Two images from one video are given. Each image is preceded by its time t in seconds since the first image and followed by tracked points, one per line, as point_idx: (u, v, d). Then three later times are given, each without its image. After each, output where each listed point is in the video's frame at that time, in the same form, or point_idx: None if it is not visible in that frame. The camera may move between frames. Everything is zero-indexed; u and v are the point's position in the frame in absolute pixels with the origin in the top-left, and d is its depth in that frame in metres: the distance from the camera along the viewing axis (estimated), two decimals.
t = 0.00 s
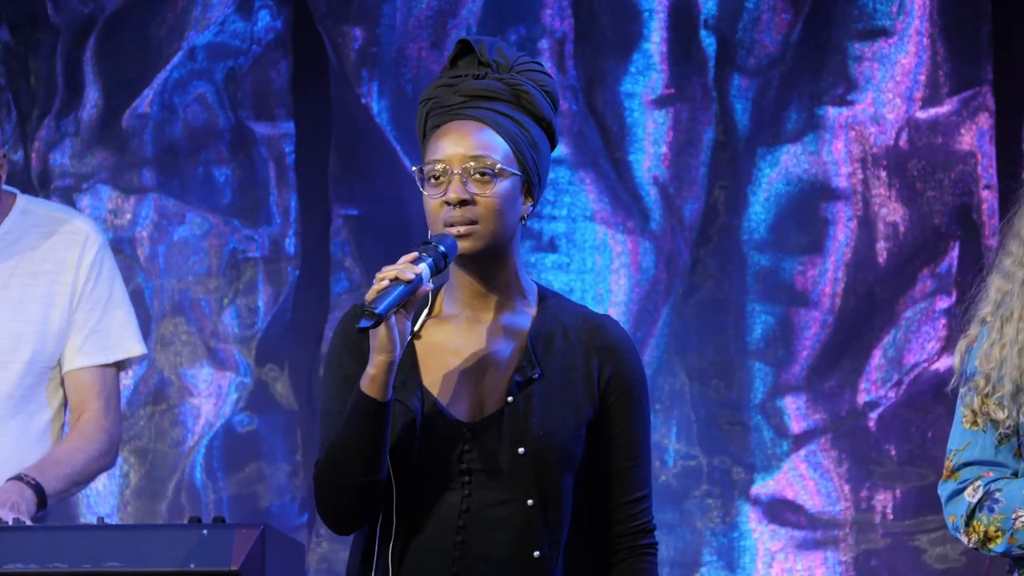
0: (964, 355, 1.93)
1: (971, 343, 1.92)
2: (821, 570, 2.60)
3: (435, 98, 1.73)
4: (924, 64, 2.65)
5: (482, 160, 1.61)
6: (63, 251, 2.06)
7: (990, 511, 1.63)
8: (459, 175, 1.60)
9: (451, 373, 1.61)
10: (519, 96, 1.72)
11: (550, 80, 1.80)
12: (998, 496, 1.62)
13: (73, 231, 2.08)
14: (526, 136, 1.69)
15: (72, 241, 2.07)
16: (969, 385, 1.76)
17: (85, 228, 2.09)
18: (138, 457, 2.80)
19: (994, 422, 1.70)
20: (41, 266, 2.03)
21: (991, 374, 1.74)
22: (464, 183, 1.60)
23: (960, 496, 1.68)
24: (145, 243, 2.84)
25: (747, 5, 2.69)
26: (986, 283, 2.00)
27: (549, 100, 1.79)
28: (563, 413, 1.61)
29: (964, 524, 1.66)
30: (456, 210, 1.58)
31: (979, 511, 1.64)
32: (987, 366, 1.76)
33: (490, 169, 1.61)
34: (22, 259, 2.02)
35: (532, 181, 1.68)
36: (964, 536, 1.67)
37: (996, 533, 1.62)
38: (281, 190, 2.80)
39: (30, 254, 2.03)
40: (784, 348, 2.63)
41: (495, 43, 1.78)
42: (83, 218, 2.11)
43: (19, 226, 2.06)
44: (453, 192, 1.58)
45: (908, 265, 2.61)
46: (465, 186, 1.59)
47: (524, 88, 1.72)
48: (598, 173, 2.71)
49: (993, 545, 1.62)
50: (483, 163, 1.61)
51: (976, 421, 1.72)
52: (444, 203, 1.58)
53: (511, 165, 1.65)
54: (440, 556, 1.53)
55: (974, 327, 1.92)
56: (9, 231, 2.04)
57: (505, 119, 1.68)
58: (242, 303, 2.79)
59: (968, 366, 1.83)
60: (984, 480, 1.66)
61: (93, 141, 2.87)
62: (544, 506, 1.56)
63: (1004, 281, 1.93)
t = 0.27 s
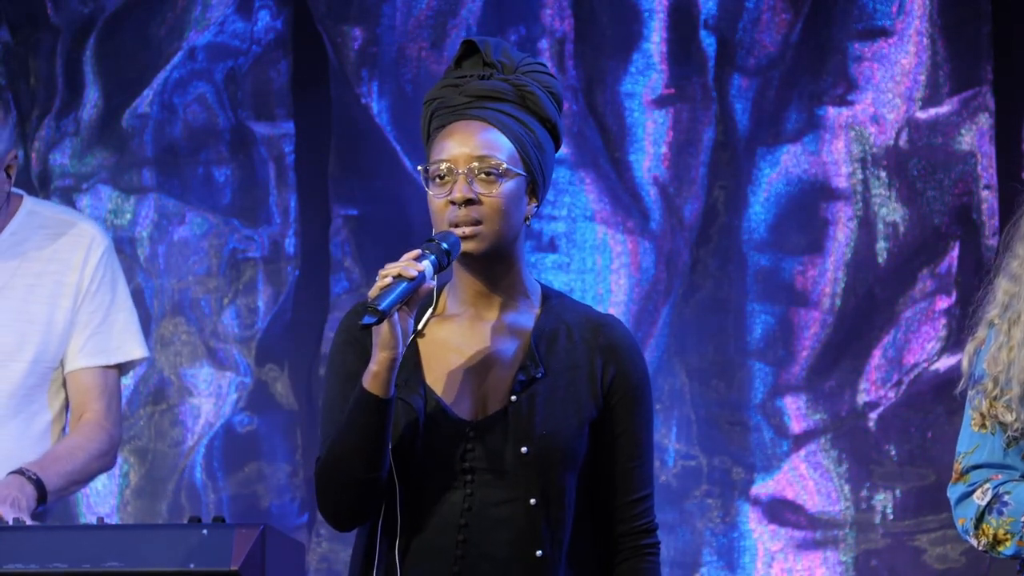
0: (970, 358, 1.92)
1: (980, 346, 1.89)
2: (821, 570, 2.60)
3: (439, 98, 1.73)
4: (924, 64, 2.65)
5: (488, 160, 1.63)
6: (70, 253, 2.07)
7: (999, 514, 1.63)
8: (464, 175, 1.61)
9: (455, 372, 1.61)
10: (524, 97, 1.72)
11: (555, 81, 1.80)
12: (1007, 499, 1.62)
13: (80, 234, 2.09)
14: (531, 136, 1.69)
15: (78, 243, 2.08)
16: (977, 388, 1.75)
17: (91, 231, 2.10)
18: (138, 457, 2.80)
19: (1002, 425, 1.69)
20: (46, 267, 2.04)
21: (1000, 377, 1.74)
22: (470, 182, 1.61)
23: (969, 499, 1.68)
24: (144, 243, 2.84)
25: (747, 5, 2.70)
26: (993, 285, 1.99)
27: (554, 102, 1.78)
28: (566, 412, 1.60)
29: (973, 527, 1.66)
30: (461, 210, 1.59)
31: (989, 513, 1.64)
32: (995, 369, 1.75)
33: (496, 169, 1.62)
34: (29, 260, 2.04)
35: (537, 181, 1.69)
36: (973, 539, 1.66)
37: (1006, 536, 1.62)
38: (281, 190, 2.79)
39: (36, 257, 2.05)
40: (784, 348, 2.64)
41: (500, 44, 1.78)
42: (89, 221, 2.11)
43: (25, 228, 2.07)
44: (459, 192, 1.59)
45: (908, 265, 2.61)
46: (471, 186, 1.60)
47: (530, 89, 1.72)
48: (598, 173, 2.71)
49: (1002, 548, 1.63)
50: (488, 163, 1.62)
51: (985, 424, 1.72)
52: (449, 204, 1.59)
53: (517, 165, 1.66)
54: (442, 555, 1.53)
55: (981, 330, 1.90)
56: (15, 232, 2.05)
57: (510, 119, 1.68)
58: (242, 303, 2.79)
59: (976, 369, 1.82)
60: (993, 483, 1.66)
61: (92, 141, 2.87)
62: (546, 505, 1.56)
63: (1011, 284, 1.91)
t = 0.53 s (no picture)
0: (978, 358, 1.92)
1: (986, 346, 1.90)
2: (821, 570, 2.60)
3: (441, 99, 1.74)
4: (924, 65, 2.65)
5: (480, 157, 1.61)
6: (70, 254, 2.07)
7: (1008, 514, 1.64)
8: (456, 172, 1.59)
9: (453, 371, 1.61)
10: (525, 97, 1.72)
11: (560, 82, 1.80)
12: (1016, 500, 1.63)
13: (80, 234, 2.09)
14: (528, 135, 1.68)
15: (79, 244, 2.08)
16: (985, 388, 1.74)
17: (92, 232, 2.10)
18: (138, 457, 2.80)
19: (1010, 426, 1.68)
20: (48, 267, 2.04)
21: (1007, 378, 1.72)
22: (462, 180, 1.59)
23: (978, 499, 1.69)
24: (145, 243, 2.84)
25: (747, 5, 2.70)
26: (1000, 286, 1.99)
27: (558, 102, 1.78)
28: (564, 411, 1.60)
29: (982, 527, 1.66)
30: (452, 207, 1.57)
31: (998, 514, 1.65)
32: (1003, 370, 1.74)
33: (488, 166, 1.60)
34: (29, 260, 2.04)
35: (533, 180, 1.67)
36: (982, 539, 1.67)
37: (1014, 537, 1.62)
38: (281, 190, 2.79)
39: (38, 259, 2.05)
40: (784, 348, 2.64)
41: (505, 46, 1.79)
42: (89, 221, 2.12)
43: (26, 228, 2.07)
44: (450, 189, 1.57)
45: (908, 265, 2.61)
46: (462, 182, 1.58)
47: (530, 89, 1.72)
48: (598, 173, 2.71)
49: (1011, 549, 1.63)
50: (481, 160, 1.60)
51: (993, 424, 1.71)
52: (441, 201, 1.58)
53: (512, 163, 1.64)
54: (439, 554, 1.52)
55: (989, 330, 1.90)
56: (16, 232, 2.05)
57: (509, 118, 1.67)
58: (242, 303, 2.79)
59: (983, 368, 1.81)
60: (1001, 483, 1.66)
61: (92, 141, 2.87)
62: (545, 505, 1.55)
63: (1018, 284, 1.91)
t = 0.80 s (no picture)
0: (981, 361, 1.92)
1: (988, 349, 1.90)
2: (821, 570, 2.60)
3: (443, 101, 1.75)
4: (924, 65, 2.65)
5: (471, 150, 1.61)
6: (65, 249, 2.08)
7: (1015, 517, 1.63)
8: (448, 164, 1.60)
9: (450, 370, 1.62)
10: (524, 98, 1.72)
11: (563, 86, 1.80)
12: None
13: (76, 229, 2.10)
14: (525, 134, 1.68)
15: (74, 240, 2.09)
16: (989, 392, 1.74)
17: (88, 227, 2.12)
18: (138, 457, 2.80)
19: (1015, 428, 1.68)
20: (45, 264, 2.05)
21: (1012, 381, 1.72)
22: (453, 172, 1.59)
23: (984, 503, 1.67)
24: (145, 243, 2.84)
25: (747, 5, 2.70)
26: (1000, 289, 1.99)
27: (560, 106, 1.79)
28: (562, 413, 1.59)
29: (989, 531, 1.65)
30: (443, 198, 1.57)
31: (1004, 517, 1.64)
32: (1006, 373, 1.74)
33: (479, 159, 1.60)
34: (25, 258, 2.04)
35: (528, 178, 1.66)
36: (989, 543, 1.66)
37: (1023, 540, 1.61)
38: (281, 190, 2.79)
39: (33, 257, 2.04)
40: (784, 348, 2.64)
41: (509, 52, 1.80)
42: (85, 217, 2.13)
43: (22, 226, 2.07)
44: (441, 180, 1.58)
45: (908, 265, 2.61)
46: (453, 175, 1.59)
47: (530, 90, 1.72)
48: (598, 173, 2.71)
49: (1018, 551, 1.62)
50: (472, 153, 1.61)
51: (997, 428, 1.70)
52: (433, 193, 1.58)
53: (505, 159, 1.63)
54: (436, 554, 1.51)
55: (992, 332, 1.90)
56: (13, 230, 2.05)
57: (506, 117, 1.68)
58: (242, 303, 2.79)
59: (986, 372, 1.81)
60: (1008, 486, 1.65)
61: (92, 141, 2.87)
62: (542, 506, 1.55)
63: (1018, 287, 1.92)
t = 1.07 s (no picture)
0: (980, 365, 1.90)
1: (988, 352, 1.88)
2: (820, 570, 2.60)
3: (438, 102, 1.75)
4: (924, 65, 2.65)
5: (467, 149, 1.61)
6: (50, 247, 2.04)
7: (1020, 517, 1.63)
8: (444, 164, 1.60)
9: (449, 370, 1.62)
10: (520, 97, 1.72)
11: (560, 85, 1.80)
12: None
13: (60, 225, 2.06)
14: (520, 132, 1.68)
15: (58, 236, 2.05)
16: (992, 394, 1.74)
17: (72, 222, 2.07)
18: (138, 457, 2.80)
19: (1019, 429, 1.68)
20: (30, 263, 2.01)
21: (1015, 383, 1.73)
22: (449, 171, 1.59)
23: (988, 504, 1.68)
24: (145, 243, 2.84)
25: (747, 5, 2.70)
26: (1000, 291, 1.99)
27: (556, 105, 1.78)
28: (560, 411, 1.59)
29: (993, 532, 1.65)
30: (439, 198, 1.58)
31: (1009, 518, 1.64)
32: (1008, 375, 1.75)
33: (474, 158, 1.60)
34: (10, 256, 2.00)
35: (524, 176, 1.66)
36: (992, 543, 1.66)
37: None
38: (281, 190, 2.79)
39: (17, 258, 2.00)
40: (784, 348, 2.64)
41: (505, 52, 1.80)
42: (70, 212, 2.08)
43: (4, 224, 2.04)
44: (437, 180, 1.59)
45: (909, 265, 2.61)
46: (449, 175, 1.59)
47: (525, 89, 1.72)
48: (598, 173, 2.71)
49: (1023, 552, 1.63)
50: (468, 152, 1.61)
51: (1000, 428, 1.70)
52: (429, 193, 1.59)
53: (501, 158, 1.63)
54: (434, 553, 1.51)
55: (991, 336, 1.89)
56: None
57: (502, 116, 1.68)
58: (242, 303, 2.79)
59: (987, 373, 1.81)
60: (1012, 487, 1.65)
61: (92, 141, 2.87)
62: (540, 504, 1.54)
63: (1018, 288, 1.92)
